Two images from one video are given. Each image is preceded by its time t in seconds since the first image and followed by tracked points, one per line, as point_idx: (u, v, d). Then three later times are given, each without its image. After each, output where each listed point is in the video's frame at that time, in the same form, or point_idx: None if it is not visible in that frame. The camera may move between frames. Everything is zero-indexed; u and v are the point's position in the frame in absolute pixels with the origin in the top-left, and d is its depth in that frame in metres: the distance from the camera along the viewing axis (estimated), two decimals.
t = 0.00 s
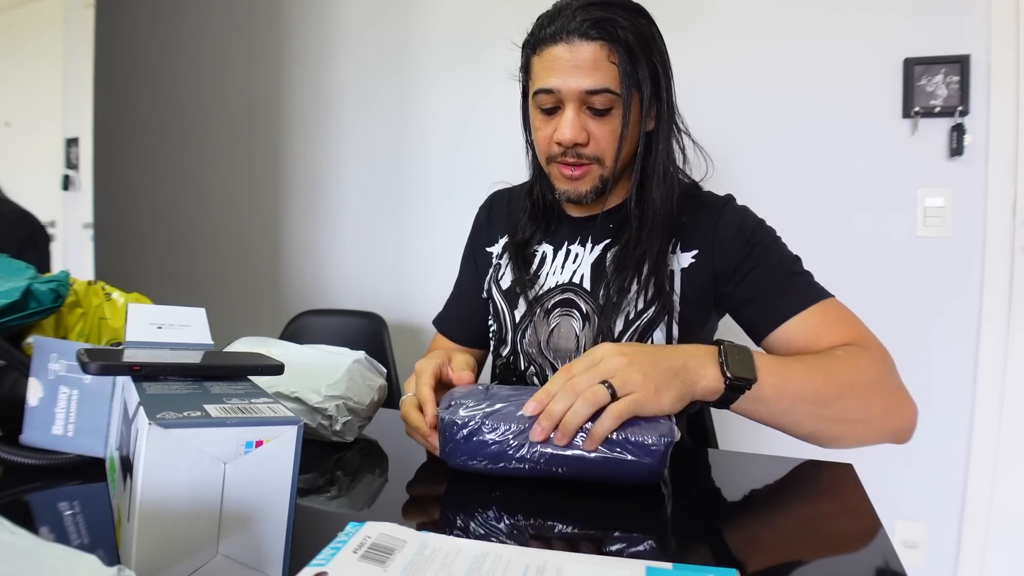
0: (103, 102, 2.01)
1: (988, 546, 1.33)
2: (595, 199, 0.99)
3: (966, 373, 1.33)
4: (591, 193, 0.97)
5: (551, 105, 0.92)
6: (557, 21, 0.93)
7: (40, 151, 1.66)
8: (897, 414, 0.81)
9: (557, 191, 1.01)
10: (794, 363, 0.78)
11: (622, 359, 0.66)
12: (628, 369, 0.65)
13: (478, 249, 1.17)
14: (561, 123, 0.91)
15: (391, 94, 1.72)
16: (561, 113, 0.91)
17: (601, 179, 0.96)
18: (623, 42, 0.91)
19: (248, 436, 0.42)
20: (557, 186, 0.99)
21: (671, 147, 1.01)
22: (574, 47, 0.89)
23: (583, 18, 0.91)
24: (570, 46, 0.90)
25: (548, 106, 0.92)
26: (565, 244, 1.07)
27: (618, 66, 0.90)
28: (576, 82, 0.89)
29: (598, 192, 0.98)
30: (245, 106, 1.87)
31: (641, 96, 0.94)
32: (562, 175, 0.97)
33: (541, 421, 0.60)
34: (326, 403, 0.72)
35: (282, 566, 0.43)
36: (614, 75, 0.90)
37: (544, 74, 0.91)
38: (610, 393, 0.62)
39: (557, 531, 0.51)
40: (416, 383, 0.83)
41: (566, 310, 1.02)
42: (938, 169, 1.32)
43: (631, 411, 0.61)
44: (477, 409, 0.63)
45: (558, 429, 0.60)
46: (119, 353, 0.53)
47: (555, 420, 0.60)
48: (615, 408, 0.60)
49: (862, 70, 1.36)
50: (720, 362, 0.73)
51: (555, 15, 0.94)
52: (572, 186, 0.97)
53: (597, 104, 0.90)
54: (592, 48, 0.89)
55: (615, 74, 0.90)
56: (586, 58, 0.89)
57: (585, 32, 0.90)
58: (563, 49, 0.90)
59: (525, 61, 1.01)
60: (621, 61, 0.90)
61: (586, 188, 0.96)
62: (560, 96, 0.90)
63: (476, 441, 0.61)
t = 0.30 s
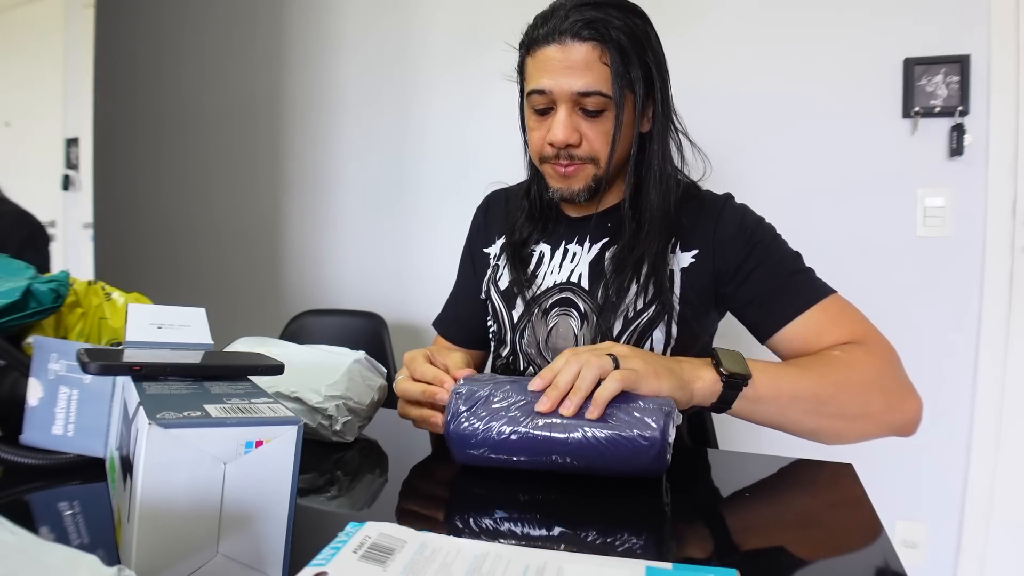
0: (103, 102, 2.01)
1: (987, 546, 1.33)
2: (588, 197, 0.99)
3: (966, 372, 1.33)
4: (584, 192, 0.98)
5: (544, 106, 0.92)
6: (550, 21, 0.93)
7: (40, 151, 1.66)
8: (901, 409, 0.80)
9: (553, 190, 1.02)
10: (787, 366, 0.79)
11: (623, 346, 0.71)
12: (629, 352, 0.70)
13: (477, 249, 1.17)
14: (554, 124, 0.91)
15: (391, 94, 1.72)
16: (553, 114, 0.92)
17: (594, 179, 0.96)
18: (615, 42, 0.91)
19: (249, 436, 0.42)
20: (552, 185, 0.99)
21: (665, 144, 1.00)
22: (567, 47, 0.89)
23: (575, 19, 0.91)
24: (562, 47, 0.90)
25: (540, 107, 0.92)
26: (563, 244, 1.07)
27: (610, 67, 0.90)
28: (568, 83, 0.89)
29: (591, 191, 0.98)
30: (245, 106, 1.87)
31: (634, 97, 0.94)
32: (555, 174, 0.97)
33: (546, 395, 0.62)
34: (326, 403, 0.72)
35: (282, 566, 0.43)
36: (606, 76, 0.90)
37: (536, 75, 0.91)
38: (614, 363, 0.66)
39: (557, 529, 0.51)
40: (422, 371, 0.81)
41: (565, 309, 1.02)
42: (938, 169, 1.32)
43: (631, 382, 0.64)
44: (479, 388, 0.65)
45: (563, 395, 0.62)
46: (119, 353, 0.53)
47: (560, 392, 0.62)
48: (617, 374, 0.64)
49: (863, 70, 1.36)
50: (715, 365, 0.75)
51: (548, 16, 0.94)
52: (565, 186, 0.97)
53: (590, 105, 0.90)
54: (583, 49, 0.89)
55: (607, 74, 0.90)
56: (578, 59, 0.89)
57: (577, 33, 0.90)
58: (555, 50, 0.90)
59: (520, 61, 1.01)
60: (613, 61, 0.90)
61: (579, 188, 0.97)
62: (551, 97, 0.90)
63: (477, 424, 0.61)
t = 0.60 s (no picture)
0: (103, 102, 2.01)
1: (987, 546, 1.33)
2: (588, 198, 0.98)
3: (966, 373, 1.33)
4: (584, 196, 0.97)
5: (542, 108, 0.92)
6: (547, 22, 0.93)
7: (40, 151, 1.66)
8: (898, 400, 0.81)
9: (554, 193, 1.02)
10: (790, 351, 0.79)
11: (615, 345, 0.69)
12: (623, 354, 0.67)
13: (475, 249, 1.17)
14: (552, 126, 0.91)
15: (391, 93, 1.72)
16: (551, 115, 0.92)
17: (593, 182, 0.96)
18: (611, 42, 0.90)
19: (249, 436, 0.42)
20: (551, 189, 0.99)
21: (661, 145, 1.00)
22: (564, 48, 0.89)
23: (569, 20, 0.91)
24: (558, 48, 0.90)
25: (538, 109, 0.92)
26: (560, 244, 1.07)
27: (608, 67, 0.90)
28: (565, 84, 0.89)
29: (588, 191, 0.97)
30: (245, 106, 1.87)
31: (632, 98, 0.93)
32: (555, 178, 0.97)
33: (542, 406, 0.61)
34: (326, 404, 0.72)
35: (282, 566, 0.43)
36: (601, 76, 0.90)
37: (533, 77, 0.91)
38: (608, 373, 0.64)
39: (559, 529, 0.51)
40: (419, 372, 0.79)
41: (562, 309, 1.02)
42: (938, 169, 1.32)
43: (631, 390, 0.63)
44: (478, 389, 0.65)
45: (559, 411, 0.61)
46: (119, 353, 0.53)
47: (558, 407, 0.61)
48: (613, 387, 0.62)
49: (863, 70, 1.35)
50: (719, 343, 0.75)
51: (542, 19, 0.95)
52: (565, 189, 0.97)
53: (588, 106, 0.90)
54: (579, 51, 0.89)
55: (604, 75, 0.90)
56: (575, 59, 0.89)
57: (573, 35, 0.90)
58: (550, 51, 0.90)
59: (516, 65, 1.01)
60: (610, 60, 0.90)
61: (576, 189, 0.96)
62: (549, 99, 0.90)
63: (480, 425, 0.61)
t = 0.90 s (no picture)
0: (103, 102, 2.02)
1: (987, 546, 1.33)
2: (600, 200, 1.00)
3: (966, 373, 1.33)
4: (598, 198, 1.00)
5: (559, 112, 0.91)
6: (565, 23, 0.91)
7: (40, 151, 1.66)
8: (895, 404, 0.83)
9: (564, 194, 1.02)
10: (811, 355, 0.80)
11: (659, 352, 0.67)
12: (667, 362, 0.66)
13: (475, 246, 1.17)
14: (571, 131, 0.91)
15: (391, 93, 1.72)
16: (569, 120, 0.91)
17: (608, 185, 0.97)
18: (631, 48, 0.90)
19: (249, 436, 0.42)
20: (564, 192, 1.00)
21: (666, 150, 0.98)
22: (585, 52, 0.88)
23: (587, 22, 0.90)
24: (579, 52, 0.88)
25: (556, 113, 0.91)
26: (561, 244, 1.08)
27: (628, 73, 0.90)
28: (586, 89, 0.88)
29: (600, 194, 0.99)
30: (245, 106, 1.87)
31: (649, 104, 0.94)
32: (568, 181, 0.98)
33: (602, 419, 0.57)
34: (325, 403, 0.72)
35: (282, 566, 0.43)
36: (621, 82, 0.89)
37: (552, 80, 0.89)
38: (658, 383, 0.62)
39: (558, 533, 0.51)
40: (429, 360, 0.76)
41: (561, 309, 1.02)
42: (938, 169, 1.32)
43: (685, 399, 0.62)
44: (469, 392, 0.66)
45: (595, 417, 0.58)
46: (119, 353, 0.53)
47: (619, 420, 0.57)
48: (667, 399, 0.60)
49: (862, 71, 1.36)
50: (761, 339, 0.73)
51: (559, 18, 0.93)
52: (579, 191, 0.98)
53: (608, 112, 0.89)
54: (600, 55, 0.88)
55: (625, 80, 0.89)
56: (596, 64, 0.87)
57: (593, 38, 0.89)
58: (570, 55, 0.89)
59: (524, 61, 0.99)
60: (631, 67, 0.90)
61: (590, 192, 0.98)
62: (569, 103, 0.89)
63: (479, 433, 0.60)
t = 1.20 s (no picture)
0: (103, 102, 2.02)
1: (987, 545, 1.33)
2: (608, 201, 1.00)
3: (966, 372, 1.33)
4: (608, 199, 0.99)
5: (573, 110, 0.90)
6: (582, 22, 0.91)
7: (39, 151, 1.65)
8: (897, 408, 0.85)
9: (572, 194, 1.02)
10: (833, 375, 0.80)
11: (699, 396, 0.65)
12: (708, 407, 0.65)
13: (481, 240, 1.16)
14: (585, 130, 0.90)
15: (391, 93, 1.72)
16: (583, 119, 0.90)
17: (619, 185, 0.97)
18: (648, 48, 0.90)
19: (248, 436, 0.42)
20: (574, 191, 1.00)
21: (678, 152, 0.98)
22: (602, 52, 0.88)
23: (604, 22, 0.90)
24: (596, 51, 0.88)
25: (570, 111, 0.91)
26: (570, 242, 1.07)
27: (645, 73, 0.90)
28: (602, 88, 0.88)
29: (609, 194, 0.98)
30: (246, 106, 1.87)
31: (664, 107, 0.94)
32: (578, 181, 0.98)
33: (614, 446, 0.56)
34: (325, 404, 0.72)
35: (282, 566, 0.43)
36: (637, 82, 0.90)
37: (568, 78, 0.89)
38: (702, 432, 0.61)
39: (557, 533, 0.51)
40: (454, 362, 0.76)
41: (570, 309, 1.02)
42: (938, 169, 1.32)
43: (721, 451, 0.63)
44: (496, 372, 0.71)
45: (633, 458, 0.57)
46: (119, 353, 0.53)
47: (664, 471, 0.56)
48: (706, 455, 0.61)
49: (862, 71, 1.36)
50: (798, 375, 0.73)
51: (576, 16, 0.92)
52: (589, 191, 0.98)
53: (623, 112, 0.89)
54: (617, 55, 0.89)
55: (642, 81, 0.89)
56: (614, 64, 0.88)
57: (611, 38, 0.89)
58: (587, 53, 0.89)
59: (539, 60, 0.99)
60: (648, 68, 0.90)
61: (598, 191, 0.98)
62: (584, 102, 0.88)
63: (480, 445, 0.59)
